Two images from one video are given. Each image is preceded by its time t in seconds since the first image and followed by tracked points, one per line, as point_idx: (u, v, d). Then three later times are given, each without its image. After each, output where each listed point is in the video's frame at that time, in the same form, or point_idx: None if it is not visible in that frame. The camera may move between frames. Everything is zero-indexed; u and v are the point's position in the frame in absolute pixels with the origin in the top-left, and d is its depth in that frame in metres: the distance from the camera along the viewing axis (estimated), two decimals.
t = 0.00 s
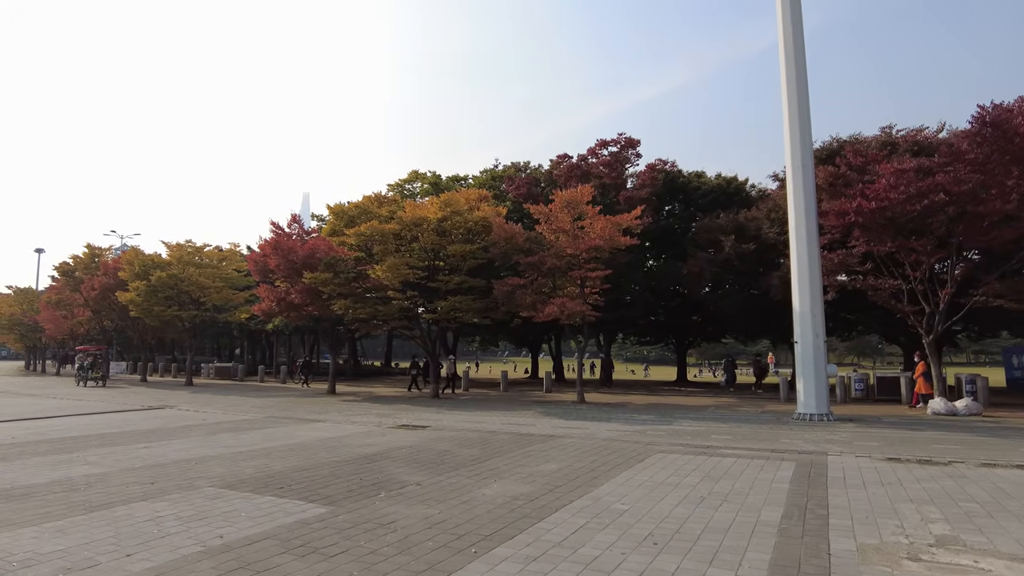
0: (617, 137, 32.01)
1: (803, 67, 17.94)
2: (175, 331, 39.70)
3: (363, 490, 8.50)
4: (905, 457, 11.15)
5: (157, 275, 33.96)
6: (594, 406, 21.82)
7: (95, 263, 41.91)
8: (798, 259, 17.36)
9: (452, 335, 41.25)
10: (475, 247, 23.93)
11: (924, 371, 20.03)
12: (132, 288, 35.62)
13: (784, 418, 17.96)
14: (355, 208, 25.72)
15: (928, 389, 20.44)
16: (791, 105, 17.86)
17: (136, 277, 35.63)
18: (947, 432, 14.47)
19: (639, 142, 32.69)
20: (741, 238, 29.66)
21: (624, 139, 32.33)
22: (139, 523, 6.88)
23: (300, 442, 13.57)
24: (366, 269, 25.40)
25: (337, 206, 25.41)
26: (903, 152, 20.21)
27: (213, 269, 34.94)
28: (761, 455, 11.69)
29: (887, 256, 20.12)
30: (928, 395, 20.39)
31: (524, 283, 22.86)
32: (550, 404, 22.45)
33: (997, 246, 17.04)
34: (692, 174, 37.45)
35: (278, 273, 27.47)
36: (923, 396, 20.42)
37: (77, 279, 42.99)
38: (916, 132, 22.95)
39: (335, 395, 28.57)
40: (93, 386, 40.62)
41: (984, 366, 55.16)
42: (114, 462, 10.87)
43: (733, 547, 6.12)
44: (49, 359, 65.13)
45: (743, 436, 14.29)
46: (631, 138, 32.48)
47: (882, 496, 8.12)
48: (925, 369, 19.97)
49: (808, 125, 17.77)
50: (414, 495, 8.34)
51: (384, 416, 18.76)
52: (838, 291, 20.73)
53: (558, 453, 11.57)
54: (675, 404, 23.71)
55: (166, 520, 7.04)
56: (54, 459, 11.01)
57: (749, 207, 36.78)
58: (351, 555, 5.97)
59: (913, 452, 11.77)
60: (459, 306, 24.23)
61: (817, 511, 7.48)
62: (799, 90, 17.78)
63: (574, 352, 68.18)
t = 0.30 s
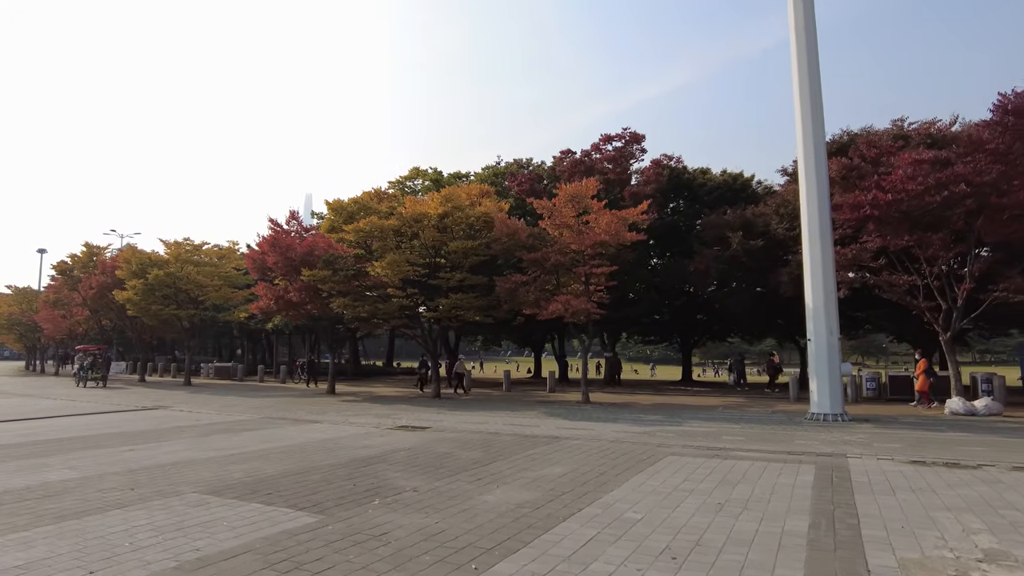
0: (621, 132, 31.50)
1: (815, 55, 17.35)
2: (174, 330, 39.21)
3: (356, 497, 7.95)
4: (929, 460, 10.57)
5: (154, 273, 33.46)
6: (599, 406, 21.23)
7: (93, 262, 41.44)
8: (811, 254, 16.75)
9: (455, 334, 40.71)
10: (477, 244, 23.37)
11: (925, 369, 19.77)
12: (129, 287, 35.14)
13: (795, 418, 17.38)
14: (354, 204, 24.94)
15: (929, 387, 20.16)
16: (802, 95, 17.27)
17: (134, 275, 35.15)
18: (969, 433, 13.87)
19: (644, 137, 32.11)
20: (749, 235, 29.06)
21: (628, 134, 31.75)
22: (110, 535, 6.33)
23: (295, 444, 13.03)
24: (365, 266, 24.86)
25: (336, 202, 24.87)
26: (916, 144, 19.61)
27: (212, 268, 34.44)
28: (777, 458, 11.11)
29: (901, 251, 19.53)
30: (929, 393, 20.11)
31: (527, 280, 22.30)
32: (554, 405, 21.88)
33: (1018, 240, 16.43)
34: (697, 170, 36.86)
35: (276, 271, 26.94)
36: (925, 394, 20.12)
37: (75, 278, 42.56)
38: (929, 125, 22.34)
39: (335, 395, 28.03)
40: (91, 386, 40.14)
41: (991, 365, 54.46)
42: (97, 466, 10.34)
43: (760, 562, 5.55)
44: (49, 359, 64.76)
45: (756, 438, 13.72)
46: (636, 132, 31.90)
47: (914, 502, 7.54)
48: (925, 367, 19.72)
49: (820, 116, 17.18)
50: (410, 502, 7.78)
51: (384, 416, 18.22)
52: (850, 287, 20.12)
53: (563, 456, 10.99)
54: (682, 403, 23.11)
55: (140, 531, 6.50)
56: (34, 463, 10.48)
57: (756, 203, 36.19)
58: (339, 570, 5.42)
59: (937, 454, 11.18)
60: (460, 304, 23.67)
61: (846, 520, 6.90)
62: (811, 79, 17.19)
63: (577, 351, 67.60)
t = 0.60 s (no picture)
0: (627, 128, 30.92)
1: (830, 45, 16.74)
2: (173, 330, 38.71)
3: (351, 512, 7.39)
4: (960, 468, 9.98)
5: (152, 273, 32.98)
6: (606, 409, 20.64)
7: (92, 261, 40.93)
8: (826, 252, 16.14)
9: (458, 334, 40.20)
10: (480, 242, 22.83)
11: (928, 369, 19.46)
12: (128, 287, 34.66)
13: (810, 422, 16.79)
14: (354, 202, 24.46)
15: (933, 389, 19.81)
16: (817, 86, 16.65)
17: (132, 275, 34.65)
18: (995, 438, 13.26)
19: (650, 133, 31.52)
20: (758, 233, 28.45)
21: (634, 130, 31.14)
22: (78, 557, 5.78)
23: (290, 451, 12.49)
24: (366, 265, 24.31)
25: (336, 199, 24.31)
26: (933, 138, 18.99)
27: (211, 267, 33.91)
28: (798, 466, 10.51)
29: (917, 249, 18.94)
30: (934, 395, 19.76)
31: (531, 280, 21.73)
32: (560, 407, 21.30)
33: None
34: (703, 167, 36.25)
35: (275, 270, 26.42)
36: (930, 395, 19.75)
37: (74, 277, 42.07)
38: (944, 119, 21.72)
39: (335, 396, 27.50)
40: (91, 387, 39.70)
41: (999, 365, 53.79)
42: (80, 475, 9.82)
43: None
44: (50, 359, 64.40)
45: (771, 443, 13.14)
46: (642, 129, 31.30)
47: (955, 518, 6.95)
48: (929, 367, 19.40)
49: (836, 109, 16.56)
50: (409, 518, 7.22)
51: (384, 420, 17.69)
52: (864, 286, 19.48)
53: (571, 465, 10.41)
54: (691, 406, 22.50)
55: (111, 553, 5.94)
56: (13, 472, 9.94)
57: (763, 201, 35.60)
58: None
59: (966, 462, 10.58)
60: (463, 304, 23.11)
61: (884, 539, 6.31)
62: (825, 71, 16.58)
63: (581, 351, 66.97)
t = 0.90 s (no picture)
0: (633, 124, 30.38)
1: (846, 34, 16.16)
2: (172, 330, 38.24)
3: (342, 524, 6.85)
4: (991, 475, 9.40)
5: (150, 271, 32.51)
6: (611, 410, 20.08)
7: (91, 260, 40.47)
8: (842, 247, 15.54)
9: (460, 333, 39.65)
10: (483, 239, 22.27)
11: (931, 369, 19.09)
12: (126, 286, 34.21)
13: (824, 424, 16.20)
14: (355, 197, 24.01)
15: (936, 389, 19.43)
16: (832, 75, 16.07)
17: (130, 273, 34.19)
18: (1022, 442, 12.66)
19: (656, 129, 30.95)
20: (767, 230, 27.87)
21: (640, 126, 30.57)
22: None
23: (284, 454, 11.96)
24: (366, 263, 23.79)
25: (335, 195, 23.79)
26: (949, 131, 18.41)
27: (210, 265, 33.41)
28: (818, 472, 9.95)
29: (934, 245, 18.37)
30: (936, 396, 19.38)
31: (535, 277, 21.19)
32: (564, 408, 20.74)
33: None
34: (710, 165, 35.67)
35: (274, 268, 25.93)
36: (933, 396, 19.36)
37: (72, 276, 41.63)
38: (959, 112, 21.13)
39: (335, 397, 27.02)
40: (90, 387, 39.26)
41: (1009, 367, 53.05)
42: (60, 480, 9.31)
43: None
44: (49, 359, 63.98)
45: (787, 447, 12.56)
46: (647, 124, 30.72)
47: (1000, 532, 6.36)
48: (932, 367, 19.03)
49: (851, 100, 15.98)
50: (406, 530, 6.68)
51: (384, 421, 17.15)
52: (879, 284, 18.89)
53: (578, 471, 9.86)
54: (699, 407, 21.94)
55: (76, 569, 5.41)
56: None
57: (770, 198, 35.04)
58: None
59: (997, 468, 10.01)
60: (465, 302, 22.56)
61: (925, 556, 5.74)
62: (840, 60, 16.00)
63: (584, 351, 66.33)
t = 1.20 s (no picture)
0: (634, 118, 29.79)
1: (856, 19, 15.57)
2: (167, 329, 37.66)
3: (322, 536, 6.27)
4: (1020, 479, 8.82)
5: (143, 270, 31.91)
6: (613, 410, 19.49)
7: (85, 258, 39.89)
8: (853, 241, 14.98)
9: (459, 333, 39.07)
10: (481, 235, 21.67)
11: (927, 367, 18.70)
12: (119, 284, 33.65)
13: (834, 424, 15.62)
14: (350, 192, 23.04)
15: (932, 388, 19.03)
16: (842, 62, 15.47)
17: (123, 272, 33.63)
18: None
19: (658, 124, 30.35)
20: (771, 226, 27.30)
21: (642, 120, 29.99)
22: None
23: (270, 456, 11.37)
24: (362, 260, 23.23)
25: (330, 190, 23.20)
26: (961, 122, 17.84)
27: (204, 264, 32.85)
28: (834, 476, 9.36)
29: (945, 239, 17.81)
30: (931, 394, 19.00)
31: (535, 274, 20.63)
32: (565, 408, 20.15)
33: None
34: (712, 160, 35.11)
35: (268, 266, 25.37)
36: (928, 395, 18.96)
37: (66, 275, 41.06)
38: (970, 103, 20.56)
39: (331, 397, 26.46)
40: (84, 388, 38.66)
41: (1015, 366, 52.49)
42: (28, 486, 8.74)
43: None
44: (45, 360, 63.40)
45: (797, 448, 11.97)
46: (649, 118, 30.14)
47: None
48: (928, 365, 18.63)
49: (862, 88, 15.39)
50: (392, 542, 6.10)
51: (379, 422, 16.57)
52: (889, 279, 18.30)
53: (579, 475, 9.28)
54: (703, 407, 21.35)
55: None
56: None
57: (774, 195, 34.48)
58: None
59: None
60: (463, 300, 21.99)
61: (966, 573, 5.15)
62: (850, 46, 15.41)
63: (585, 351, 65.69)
